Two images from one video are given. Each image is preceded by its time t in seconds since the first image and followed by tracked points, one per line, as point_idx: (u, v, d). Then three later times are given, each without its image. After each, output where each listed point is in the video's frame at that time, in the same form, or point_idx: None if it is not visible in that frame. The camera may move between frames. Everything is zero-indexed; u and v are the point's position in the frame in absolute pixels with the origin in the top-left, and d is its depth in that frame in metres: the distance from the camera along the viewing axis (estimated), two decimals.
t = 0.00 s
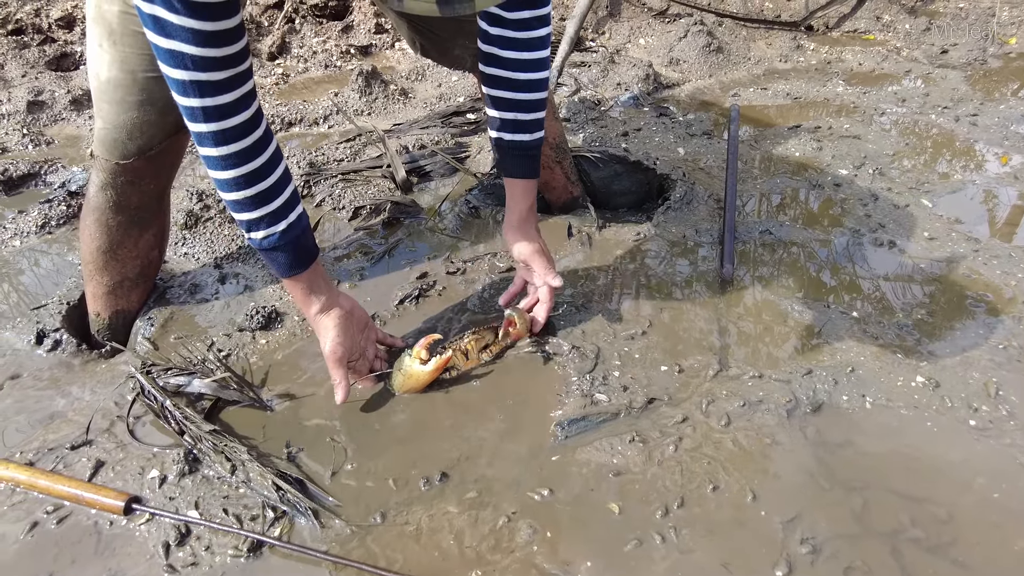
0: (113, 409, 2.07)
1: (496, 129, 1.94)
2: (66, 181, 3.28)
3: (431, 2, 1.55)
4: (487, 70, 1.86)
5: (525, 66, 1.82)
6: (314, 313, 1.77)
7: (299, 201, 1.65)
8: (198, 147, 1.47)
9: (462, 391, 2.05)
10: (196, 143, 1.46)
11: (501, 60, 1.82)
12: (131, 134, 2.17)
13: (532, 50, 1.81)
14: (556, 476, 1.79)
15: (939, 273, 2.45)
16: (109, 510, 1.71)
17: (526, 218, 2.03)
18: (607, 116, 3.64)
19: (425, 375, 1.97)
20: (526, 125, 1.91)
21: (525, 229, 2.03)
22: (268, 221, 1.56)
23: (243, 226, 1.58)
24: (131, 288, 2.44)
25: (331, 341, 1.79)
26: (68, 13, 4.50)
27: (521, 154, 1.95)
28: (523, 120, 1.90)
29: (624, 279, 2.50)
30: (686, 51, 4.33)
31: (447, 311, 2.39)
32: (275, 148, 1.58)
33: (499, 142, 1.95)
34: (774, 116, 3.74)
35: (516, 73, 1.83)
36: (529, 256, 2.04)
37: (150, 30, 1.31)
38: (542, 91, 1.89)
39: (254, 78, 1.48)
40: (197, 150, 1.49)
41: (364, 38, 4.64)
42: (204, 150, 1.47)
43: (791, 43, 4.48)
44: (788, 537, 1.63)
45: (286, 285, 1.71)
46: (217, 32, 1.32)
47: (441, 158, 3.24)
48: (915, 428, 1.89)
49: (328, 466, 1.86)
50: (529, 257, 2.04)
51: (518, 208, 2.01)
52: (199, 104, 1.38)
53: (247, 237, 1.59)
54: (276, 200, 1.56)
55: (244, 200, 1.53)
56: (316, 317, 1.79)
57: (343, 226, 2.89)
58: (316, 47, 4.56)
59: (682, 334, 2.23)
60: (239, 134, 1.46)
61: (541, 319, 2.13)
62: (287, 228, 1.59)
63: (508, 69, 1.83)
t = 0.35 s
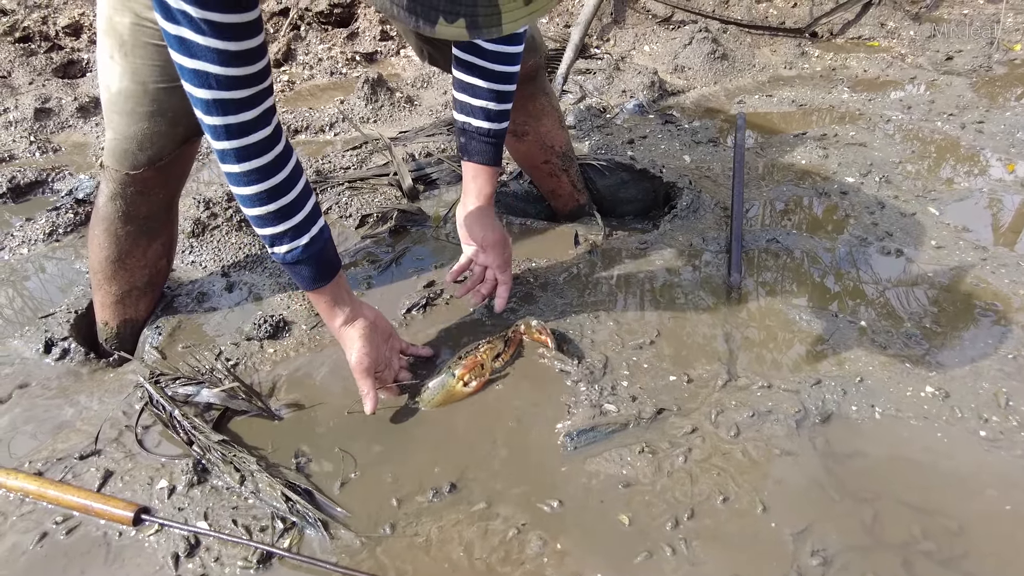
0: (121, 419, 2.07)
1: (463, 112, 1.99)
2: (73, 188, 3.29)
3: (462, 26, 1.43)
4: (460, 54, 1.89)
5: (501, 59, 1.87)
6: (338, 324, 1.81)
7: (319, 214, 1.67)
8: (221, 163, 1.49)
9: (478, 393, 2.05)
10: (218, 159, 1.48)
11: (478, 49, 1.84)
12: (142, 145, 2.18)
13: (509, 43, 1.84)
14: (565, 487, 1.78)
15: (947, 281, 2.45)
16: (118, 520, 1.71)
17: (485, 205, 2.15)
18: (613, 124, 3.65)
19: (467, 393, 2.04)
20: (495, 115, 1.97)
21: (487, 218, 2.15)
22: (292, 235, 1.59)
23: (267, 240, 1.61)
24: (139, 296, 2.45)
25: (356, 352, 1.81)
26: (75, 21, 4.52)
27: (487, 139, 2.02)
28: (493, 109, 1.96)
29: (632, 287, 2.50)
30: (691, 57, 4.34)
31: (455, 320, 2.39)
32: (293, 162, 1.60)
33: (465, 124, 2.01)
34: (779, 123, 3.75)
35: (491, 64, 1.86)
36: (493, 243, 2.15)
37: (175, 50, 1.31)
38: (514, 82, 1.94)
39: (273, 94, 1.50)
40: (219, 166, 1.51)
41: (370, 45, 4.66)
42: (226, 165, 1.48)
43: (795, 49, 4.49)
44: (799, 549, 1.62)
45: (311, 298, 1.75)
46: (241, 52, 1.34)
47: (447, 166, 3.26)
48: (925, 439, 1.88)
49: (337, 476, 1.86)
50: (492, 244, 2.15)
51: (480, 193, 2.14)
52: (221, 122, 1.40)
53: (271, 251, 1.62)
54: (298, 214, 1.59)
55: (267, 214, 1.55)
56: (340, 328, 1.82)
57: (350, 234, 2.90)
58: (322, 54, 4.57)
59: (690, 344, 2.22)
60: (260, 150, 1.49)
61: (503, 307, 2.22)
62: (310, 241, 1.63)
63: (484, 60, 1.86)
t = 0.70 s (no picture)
0: (129, 419, 2.07)
1: (470, 127, 1.93)
2: (79, 190, 3.30)
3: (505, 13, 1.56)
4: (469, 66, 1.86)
5: (512, 71, 1.82)
6: (331, 284, 1.85)
7: (308, 177, 1.72)
8: (211, 130, 1.54)
9: (483, 396, 2.06)
10: (208, 126, 1.52)
11: (487, 61, 1.82)
12: (153, 148, 2.19)
13: (519, 55, 1.81)
14: (574, 487, 1.78)
15: (954, 283, 2.44)
16: (126, 520, 1.70)
17: (490, 223, 2.01)
18: (618, 126, 3.65)
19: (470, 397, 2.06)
20: (503, 129, 1.91)
21: (491, 237, 2.01)
22: (281, 199, 1.64)
23: (255, 201, 1.66)
24: (147, 297, 2.45)
25: (347, 311, 1.87)
26: (81, 24, 4.54)
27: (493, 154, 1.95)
28: (502, 124, 1.90)
29: (638, 289, 2.49)
30: (696, 60, 4.35)
31: (462, 321, 2.39)
32: (282, 128, 1.65)
33: (474, 138, 1.93)
34: (784, 126, 3.75)
35: (501, 77, 1.83)
36: (494, 266, 2.00)
37: (175, 28, 1.35)
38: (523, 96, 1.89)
39: (264, 66, 1.55)
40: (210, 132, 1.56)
41: (374, 48, 4.67)
42: (217, 132, 1.53)
43: (799, 52, 4.49)
44: (809, 550, 1.62)
45: (303, 258, 1.79)
46: (241, 35, 1.39)
47: (453, 168, 3.26)
48: (935, 440, 1.88)
49: (345, 477, 1.86)
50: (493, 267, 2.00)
51: (487, 209, 2.00)
52: (215, 94, 1.45)
53: (261, 213, 1.67)
54: (287, 178, 1.64)
55: (256, 178, 1.60)
56: (333, 289, 1.87)
57: (356, 235, 2.90)
58: (326, 57, 4.58)
59: (697, 344, 2.22)
60: (251, 119, 1.54)
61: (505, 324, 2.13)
62: (299, 204, 1.67)
63: (493, 72, 1.82)
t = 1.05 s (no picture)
0: (130, 416, 2.07)
1: (479, 134, 1.96)
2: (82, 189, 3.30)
3: (502, 21, 1.41)
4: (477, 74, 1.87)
5: (519, 79, 1.83)
6: (373, 306, 1.84)
7: (355, 199, 1.72)
8: (257, 154, 1.56)
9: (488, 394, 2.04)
10: (254, 149, 1.55)
11: (496, 69, 1.82)
12: (156, 145, 2.19)
13: (528, 64, 1.81)
14: (576, 485, 1.78)
15: (957, 282, 2.44)
16: (128, 517, 1.71)
17: (500, 232, 2.07)
18: (619, 126, 3.65)
19: (466, 382, 1.95)
20: (512, 137, 1.93)
21: (501, 246, 2.06)
22: (325, 220, 1.64)
23: (303, 225, 1.66)
24: (149, 296, 2.45)
25: (386, 334, 1.87)
26: (85, 25, 4.55)
27: (502, 160, 1.97)
28: (511, 131, 1.92)
29: (639, 288, 2.49)
30: (698, 61, 4.35)
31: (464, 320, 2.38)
32: (328, 150, 1.65)
33: (482, 146, 1.96)
34: (785, 126, 3.74)
35: (510, 85, 1.84)
36: (499, 275, 2.07)
37: (212, 47, 1.38)
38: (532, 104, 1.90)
39: (307, 87, 1.56)
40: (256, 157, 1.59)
41: (376, 48, 4.67)
42: (262, 155, 1.55)
43: (801, 52, 4.49)
44: (811, 548, 1.61)
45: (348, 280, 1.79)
46: (274, 49, 1.40)
47: (455, 167, 3.26)
48: (939, 438, 1.87)
49: (346, 474, 1.86)
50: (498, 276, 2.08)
51: (498, 218, 2.05)
52: (256, 114, 1.46)
53: (308, 236, 1.68)
54: (332, 199, 1.64)
55: (303, 201, 1.61)
56: (374, 311, 1.86)
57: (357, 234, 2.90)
58: (328, 57, 4.59)
59: (699, 343, 2.21)
60: (294, 141, 1.54)
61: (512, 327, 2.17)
62: (344, 226, 1.67)
63: (502, 80, 1.83)
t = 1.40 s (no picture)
0: (132, 415, 2.07)
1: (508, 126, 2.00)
2: (84, 189, 3.31)
3: (506, 27, 1.40)
4: (497, 69, 1.91)
5: (538, 63, 1.93)
6: (423, 288, 1.84)
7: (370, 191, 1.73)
8: (266, 159, 1.58)
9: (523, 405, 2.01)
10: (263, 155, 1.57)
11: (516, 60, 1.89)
12: (157, 143, 2.20)
13: (544, 47, 1.91)
14: (578, 483, 1.78)
15: (959, 282, 2.43)
16: (130, 515, 1.70)
17: (542, 215, 2.05)
18: (621, 125, 3.65)
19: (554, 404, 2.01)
20: (537, 119, 1.99)
21: (545, 228, 2.04)
22: (353, 211, 1.66)
23: (325, 223, 1.68)
24: (150, 295, 2.45)
25: (449, 310, 1.84)
26: (87, 26, 4.56)
27: (531, 147, 2.00)
28: (538, 114, 1.99)
29: (641, 287, 2.49)
30: (699, 60, 4.35)
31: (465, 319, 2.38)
32: (333, 147, 1.67)
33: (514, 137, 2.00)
34: (787, 126, 3.74)
35: (531, 70, 1.92)
36: (553, 257, 2.03)
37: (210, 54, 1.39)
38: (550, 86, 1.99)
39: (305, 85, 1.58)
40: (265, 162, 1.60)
41: (378, 49, 4.68)
42: (273, 159, 1.57)
43: (803, 52, 4.49)
44: (813, 546, 1.61)
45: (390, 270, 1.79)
46: (274, 52, 1.41)
47: (457, 167, 3.26)
48: (941, 438, 1.86)
49: (348, 472, 1.86)
50: (553, 259, 2.03)
51: (536, 202, 2.04)
52: (262, 118, 1.49)
53: (335, 235, 1.69)
54: (352, 191, 1.65)
55: (322, 197, 1.62)
56: (427, 294, 1.85)
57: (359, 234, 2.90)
58: (330, 58, 4.60)
59: (700, 342, 2.22)
60: (300, 139, 1.57)
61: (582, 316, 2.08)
62: (370, 215, 1.69)
63: (523, 68, 1.91)
